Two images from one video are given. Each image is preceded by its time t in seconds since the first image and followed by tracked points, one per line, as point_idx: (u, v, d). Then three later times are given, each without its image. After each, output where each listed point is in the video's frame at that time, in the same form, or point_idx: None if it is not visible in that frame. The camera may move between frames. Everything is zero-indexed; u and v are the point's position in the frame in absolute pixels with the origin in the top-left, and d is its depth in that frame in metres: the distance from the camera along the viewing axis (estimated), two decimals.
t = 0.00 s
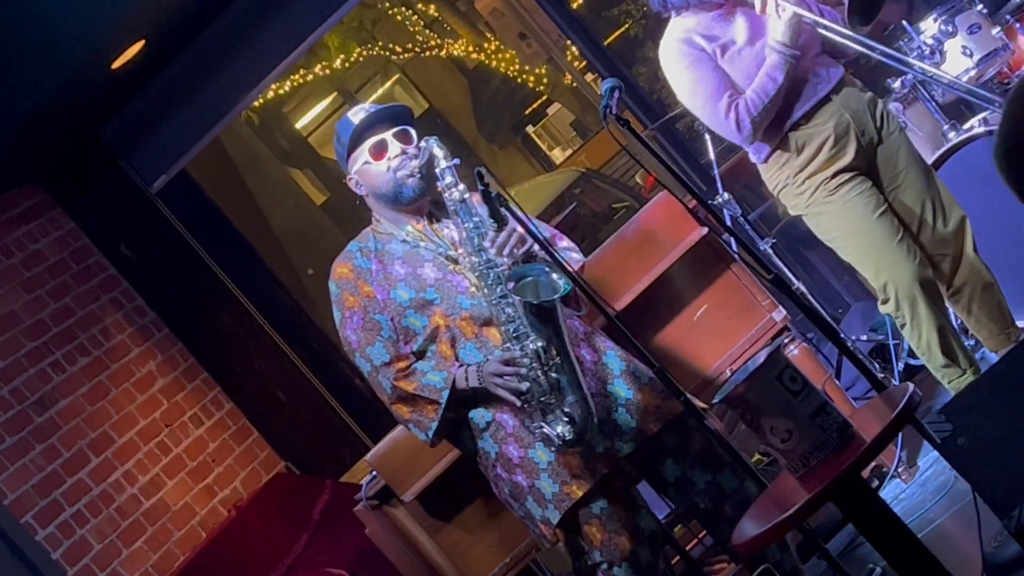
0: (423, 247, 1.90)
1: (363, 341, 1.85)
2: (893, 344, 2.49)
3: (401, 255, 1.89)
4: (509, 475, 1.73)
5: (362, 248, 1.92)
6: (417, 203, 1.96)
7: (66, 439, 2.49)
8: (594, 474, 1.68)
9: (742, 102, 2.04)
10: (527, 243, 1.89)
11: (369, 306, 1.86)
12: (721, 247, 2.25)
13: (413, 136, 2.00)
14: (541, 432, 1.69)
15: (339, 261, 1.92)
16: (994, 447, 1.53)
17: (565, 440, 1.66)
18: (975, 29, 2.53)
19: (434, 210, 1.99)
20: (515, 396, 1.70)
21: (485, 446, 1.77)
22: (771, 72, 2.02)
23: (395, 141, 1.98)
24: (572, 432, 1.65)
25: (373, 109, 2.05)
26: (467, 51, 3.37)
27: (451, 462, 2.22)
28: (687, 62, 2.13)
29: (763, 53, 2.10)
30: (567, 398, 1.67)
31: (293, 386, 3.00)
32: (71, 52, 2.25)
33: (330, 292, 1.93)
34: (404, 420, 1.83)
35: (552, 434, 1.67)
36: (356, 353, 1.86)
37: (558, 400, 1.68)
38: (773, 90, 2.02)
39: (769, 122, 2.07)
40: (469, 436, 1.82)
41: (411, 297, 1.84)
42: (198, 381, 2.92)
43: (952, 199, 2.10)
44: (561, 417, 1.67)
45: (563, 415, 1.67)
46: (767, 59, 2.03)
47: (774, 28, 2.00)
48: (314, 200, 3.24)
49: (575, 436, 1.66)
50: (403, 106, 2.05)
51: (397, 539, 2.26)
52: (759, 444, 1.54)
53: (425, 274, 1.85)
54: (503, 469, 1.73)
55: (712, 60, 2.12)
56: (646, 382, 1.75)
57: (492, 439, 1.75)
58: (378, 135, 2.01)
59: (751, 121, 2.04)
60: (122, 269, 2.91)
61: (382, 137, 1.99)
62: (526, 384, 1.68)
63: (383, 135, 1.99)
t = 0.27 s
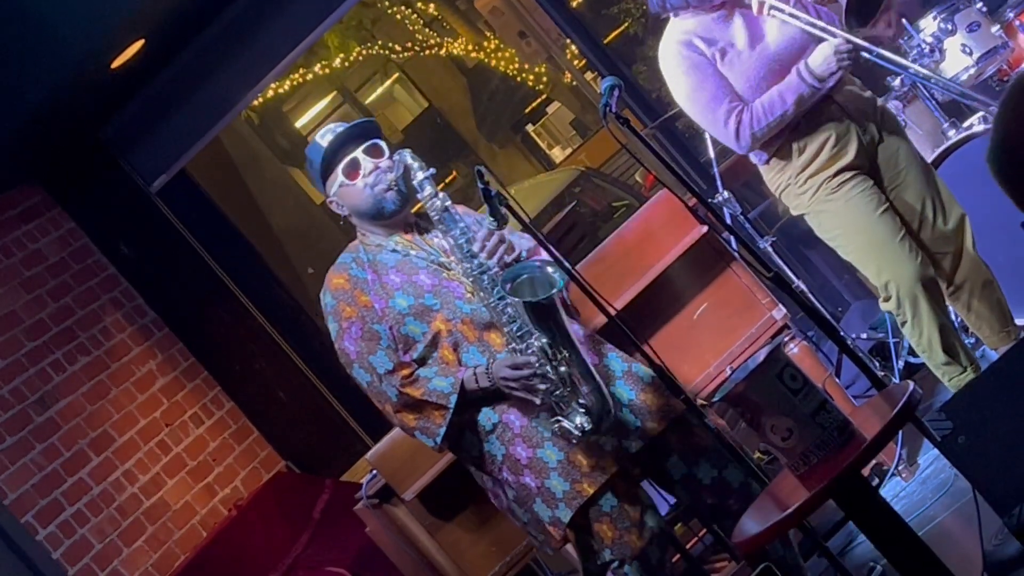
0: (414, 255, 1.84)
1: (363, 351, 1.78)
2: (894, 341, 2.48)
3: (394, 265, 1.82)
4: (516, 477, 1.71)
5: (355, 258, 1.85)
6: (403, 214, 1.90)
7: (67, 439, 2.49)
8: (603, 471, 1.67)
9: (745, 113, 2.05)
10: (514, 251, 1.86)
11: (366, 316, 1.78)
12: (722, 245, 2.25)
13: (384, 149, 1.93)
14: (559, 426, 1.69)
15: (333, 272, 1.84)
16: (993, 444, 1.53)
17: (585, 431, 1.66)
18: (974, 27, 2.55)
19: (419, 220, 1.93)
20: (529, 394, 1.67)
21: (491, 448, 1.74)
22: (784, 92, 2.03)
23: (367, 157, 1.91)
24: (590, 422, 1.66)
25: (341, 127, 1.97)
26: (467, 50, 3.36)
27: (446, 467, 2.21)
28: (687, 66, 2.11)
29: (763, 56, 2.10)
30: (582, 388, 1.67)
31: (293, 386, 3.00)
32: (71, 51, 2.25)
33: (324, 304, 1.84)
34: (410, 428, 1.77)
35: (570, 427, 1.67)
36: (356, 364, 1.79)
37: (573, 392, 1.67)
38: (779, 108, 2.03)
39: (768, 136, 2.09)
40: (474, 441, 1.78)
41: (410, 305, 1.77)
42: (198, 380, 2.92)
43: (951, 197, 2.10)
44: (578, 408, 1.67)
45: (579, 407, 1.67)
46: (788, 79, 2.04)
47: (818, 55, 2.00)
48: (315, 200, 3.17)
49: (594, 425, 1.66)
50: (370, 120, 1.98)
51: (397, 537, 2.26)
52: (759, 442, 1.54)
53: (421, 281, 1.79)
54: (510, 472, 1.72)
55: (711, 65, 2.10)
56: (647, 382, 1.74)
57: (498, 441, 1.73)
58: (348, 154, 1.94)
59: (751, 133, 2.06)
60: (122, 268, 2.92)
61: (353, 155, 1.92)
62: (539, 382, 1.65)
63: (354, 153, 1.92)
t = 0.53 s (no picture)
0: (402, 258, 1.79)
1: (355, 355, 1.71)
2: (894, 340, 2.48)
3: (382, 268, 1.77)
4: (514, 477, 1.66)
5: (342, 264, 1.79)
6: (387, 221, 1.85)
7: (67, 438, 2.49)
8: (603, 469, 1.63)
9: (737, 107, 2.05)
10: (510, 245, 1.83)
11: (357, 319, 1.73)
12: (721, 243, 2.27)
13: (367, 154, 1.88)
14: (563, 417, 1.64)
15: (320, 279, 1.78)
16: (994, 442, 1.53)
17: (590, 421, 1.62)
18: (974, 24, 2.55)
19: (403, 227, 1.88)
20: (532, 385, 1.62)
21: (487, 448, 1.68)
22: (765, 78, 2.03)
23: (350, 163, 1.86)
24: (596, 410, 1.62)
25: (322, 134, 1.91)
26: (467, 49, 3.36)
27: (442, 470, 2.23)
28: (683, 65, 2.12)
29: (759, 53, 2.10)
30: (586, 377, 1.64)
31: (294, 385, 2.99)
32: (71, 51, 2.25)
33: (312, 312, 1.79)
34: (408, 430, 1.71)
35: (575, 417, 1.62)
36: (348, 370, 1.73)
37: (578, 381, 1.64)
38: (766, 98, 2.03)
39: (763, 129, 2.07)
40: (472, 444, 1.71)
41: (402, 305, 1.72)
42: (198, 379, 2.92)
43: (949, 195, 2.10)
44: (582, 398, 1.63)
45: (584, 395, 1.63)
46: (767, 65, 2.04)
47: (785, 33, 1.99)
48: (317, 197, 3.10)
49: (599, 414, 1.62)
50: (351, 127, 1.93)
51: (397, 535, 2.27)
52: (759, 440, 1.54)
53: (410, 282, 1.74)
54: (507, 472, 1.66)
55: (707, 63, 2.11)
56: (642, 382, 1.69)
57: (495, 441, 1.67)
58: (330, 161, 1.88)
59: (745, 130, 2.05)
60: (122, 267, 2.92)
61: (336, 162, 1.87)
62: (542, 373, 1.61)
63: (337, 160, 1.87)
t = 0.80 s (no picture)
0: (381, 260, 1.77)
1: (339, 361, 1.69)
2: (895, 336, 2.48)
3: (362, 272, 1.74)
4: (506, 475, 1.63)
5: (321, 270, 1.76)
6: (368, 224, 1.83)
7: (68, 436, 2.49)
8: (595, 463, 1.60)
9: (738, 112, 2.06)
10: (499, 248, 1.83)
11: (339, 325, 1.70)
12: (722, 241, 2.28)
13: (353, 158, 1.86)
14: (552, 417, 1.63)
15: (299, 285, 1.75)
16: (994, 438, 1.54)
17: (581, 421, 1.62)
18: (974, 21, 2.55)
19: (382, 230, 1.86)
20: (526, 385, 1.62)
21: (479, 448, 1.66)
22: (774, 87, 2.02)
23: (337, 166, 1.84)
24: (587, 411, 1.63)
25: (306, 137, 1.89)
26: (468, 46, 3.37)
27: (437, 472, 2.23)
28: (680, 68, 2.13)
29: (758, 55, 2.10)
30: (578, 377, 1.65)
31: (294, 383, 2.99)
32: (71, 50, 2.25)
33: (291, 319, 1.75)
34: (394, 432, 1.69)
35: (567, 417, 1.63)
36: (331, 376, 1.70)
37: (569, 382, 1.65)
38: (772, 106, 2.02)
39: (764, 134, 2.08)
40: (460, 442, 1.68)
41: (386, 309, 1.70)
42: (199, 377, 2.92)
43: (949, 193, 2.10)
44: (573, 398, 1.64)
45: (575, 396, 1.64)
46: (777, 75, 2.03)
47: (803, 47, 1.97)
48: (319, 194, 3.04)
49: (590, 414, 1.63)
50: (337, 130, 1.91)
51: (398, 533, 2.27)
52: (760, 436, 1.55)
53: (392, 283, 1.72)
54: (499, 470, 1.64)
55: (705, 66, 2.12)
56: (628, 376, 1.71)
57: (486, 440, 1.65)
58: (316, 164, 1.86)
59: (745, 133, 2.06)
60: (123, 265, 2.92)
61: (323, 164, 1.84)
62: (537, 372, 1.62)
63: (323, 162, 1.85)
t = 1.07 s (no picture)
0: (352, 256, 1.79)
1: (316, 363, 1.69)
2: (896, 333, 2.48)
3: (334, 269, 1.76)
4: (491, 478, 1.68)
5: (292, 270, 1.76)
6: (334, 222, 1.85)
7: (70, 434, 2.49)
8: (583, 458, 1.65)
9: (734, 109, 2.06)
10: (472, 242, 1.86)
11: (316, 327, 1.71)
12: (722, 235, 2.28)
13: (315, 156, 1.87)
14: (539, 410, 1.65)
15: (272, 286, 1.74)
16: (994, 435, 1.54)
17: (566, 412, 1.64)
18: (974, 17, 2.57)
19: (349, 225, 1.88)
20: (504, 374, 1.64)
21: (464, 450, 1.70)
22: (762, 80, 2.02)
23: (301, 165, 1.85)
24: (572, 402, 1.64)
25: (268, 134, 1.89)
26: (468, 44, 3.37)
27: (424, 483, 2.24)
28: (678, 66, 2.13)
29: (754, 53, 2.10)
30: (562, 370, 1.66)
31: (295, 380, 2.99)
32: (72, 48, 2.25)
33: (264, 320, 1.74)
34: (377, 434, 1.70)
35: (551, 409, 1.64)
36: (309, 378, 1.70)
37: (553, 374, 1.65)
38: (762, 100, 2.03)
39: (760, 130, 2.09)
40: (444, 442, 1.70)
41: (362, 310, 1.72)
42: (200, 375, 2.92)
43: (949, 190, 2.10)
44: (558, 390, 1.64)
45: (559, 388, 1.64)
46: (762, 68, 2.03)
47: (780, 34, 1.97)
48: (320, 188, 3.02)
49: (574, 405, 1.64)
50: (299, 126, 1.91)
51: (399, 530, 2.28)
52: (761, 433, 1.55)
53: (366, 280, 1.74)
54: (484, 474, 1.69)
55: (703, 65, 2.12)
56: (601, 375, 1.75)
57: (472, 443, 1.69)
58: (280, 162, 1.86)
59: (741, 132, 2.07)
60: (124, 263, 2.92)
61: (287, 163, 1.85)
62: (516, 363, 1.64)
63: (287, 161, 1.85)
